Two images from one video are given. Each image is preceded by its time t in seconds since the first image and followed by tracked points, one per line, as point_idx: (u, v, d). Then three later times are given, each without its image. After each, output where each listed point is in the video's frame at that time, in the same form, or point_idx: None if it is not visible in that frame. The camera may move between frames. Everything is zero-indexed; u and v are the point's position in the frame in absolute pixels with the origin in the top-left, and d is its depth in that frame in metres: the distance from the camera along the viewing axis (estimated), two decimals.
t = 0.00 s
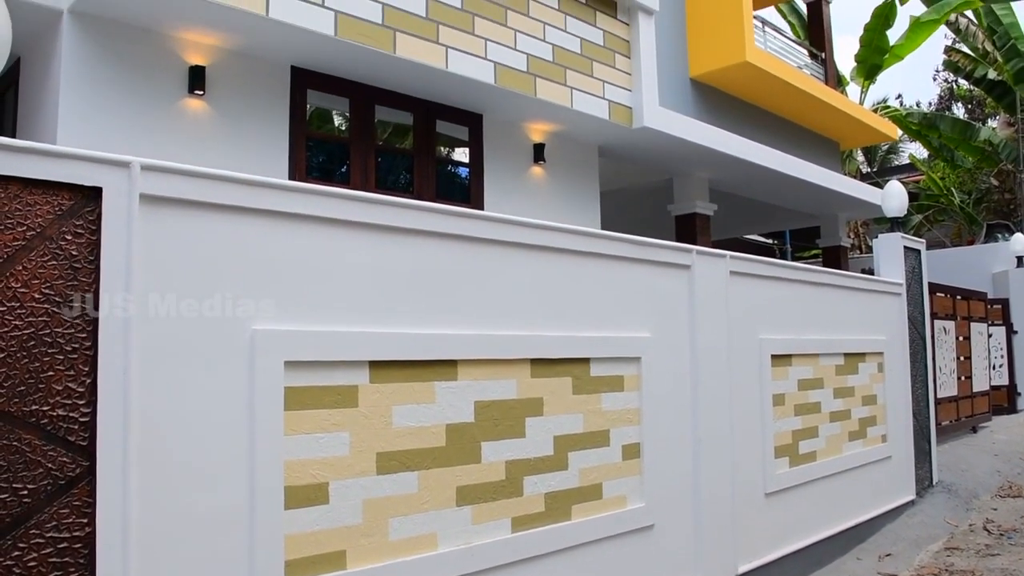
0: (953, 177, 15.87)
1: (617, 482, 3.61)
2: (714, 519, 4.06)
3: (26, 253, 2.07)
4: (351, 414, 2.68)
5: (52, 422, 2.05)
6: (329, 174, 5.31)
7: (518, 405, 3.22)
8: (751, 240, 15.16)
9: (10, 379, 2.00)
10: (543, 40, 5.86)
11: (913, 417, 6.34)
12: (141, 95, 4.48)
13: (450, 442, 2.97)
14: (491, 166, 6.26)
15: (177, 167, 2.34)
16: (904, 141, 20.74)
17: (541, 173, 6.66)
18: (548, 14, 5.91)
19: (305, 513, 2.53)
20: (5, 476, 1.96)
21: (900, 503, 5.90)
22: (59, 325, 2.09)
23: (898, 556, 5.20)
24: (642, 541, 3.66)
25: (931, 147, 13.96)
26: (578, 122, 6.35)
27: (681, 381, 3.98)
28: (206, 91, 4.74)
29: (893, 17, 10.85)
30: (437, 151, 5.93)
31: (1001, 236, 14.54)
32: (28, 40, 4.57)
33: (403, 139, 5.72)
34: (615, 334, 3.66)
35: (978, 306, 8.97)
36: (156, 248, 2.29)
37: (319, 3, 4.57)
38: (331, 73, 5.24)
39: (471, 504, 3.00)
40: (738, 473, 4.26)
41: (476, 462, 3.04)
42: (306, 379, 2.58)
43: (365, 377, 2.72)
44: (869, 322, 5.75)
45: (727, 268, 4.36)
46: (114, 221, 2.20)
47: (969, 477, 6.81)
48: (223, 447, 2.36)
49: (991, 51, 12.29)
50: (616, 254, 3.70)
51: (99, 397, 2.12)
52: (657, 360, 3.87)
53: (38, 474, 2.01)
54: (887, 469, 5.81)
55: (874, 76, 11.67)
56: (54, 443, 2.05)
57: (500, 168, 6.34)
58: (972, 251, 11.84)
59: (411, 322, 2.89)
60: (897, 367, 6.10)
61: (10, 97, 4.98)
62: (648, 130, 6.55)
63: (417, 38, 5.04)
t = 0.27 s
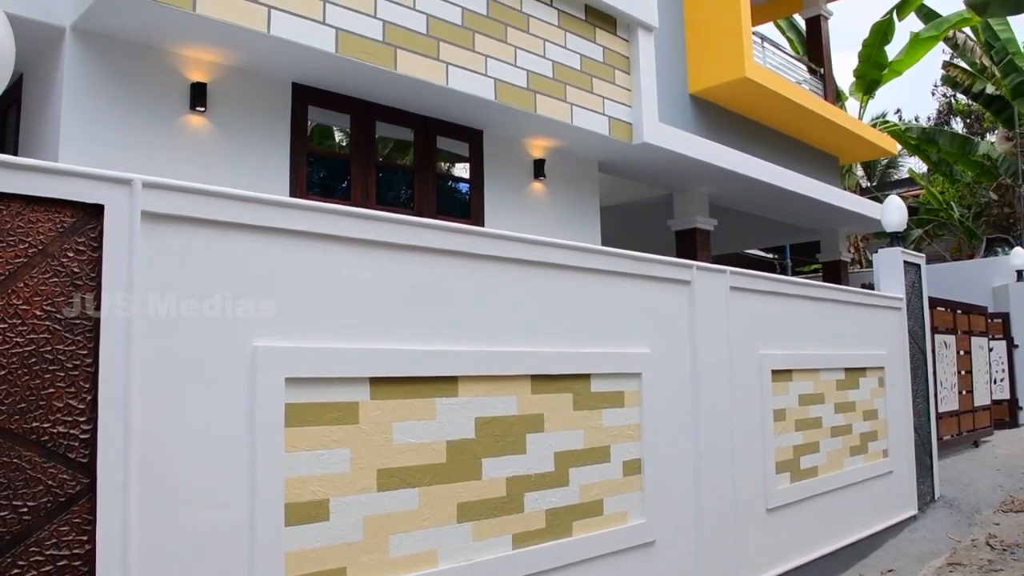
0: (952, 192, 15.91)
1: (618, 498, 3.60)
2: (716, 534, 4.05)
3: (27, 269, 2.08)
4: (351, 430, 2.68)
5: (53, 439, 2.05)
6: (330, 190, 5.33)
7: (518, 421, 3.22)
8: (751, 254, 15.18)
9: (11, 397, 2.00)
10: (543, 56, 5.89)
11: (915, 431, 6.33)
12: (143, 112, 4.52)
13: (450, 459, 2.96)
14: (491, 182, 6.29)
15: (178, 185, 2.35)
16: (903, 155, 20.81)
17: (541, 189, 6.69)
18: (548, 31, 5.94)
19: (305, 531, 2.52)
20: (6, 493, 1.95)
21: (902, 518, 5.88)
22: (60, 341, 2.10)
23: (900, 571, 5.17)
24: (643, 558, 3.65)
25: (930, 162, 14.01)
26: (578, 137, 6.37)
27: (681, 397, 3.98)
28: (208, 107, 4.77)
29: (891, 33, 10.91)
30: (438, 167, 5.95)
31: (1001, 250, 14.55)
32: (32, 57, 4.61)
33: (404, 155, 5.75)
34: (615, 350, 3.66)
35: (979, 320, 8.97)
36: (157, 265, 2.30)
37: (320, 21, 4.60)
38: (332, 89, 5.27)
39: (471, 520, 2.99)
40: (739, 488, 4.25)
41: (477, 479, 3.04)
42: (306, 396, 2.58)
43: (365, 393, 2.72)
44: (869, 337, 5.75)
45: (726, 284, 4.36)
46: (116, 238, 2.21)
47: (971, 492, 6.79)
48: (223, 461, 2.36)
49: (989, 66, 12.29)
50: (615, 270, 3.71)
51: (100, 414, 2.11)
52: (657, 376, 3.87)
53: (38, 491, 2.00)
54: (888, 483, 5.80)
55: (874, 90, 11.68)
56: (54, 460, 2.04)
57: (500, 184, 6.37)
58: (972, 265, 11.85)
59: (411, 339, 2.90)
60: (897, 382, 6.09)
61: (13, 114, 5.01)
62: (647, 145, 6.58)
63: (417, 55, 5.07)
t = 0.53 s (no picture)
0: (952, 208, 15.94)
1: (619, 517, 3.58)
2: (717, 552, 4.03)
3: (29, 289, 2.08)
4: (351, 450, 2.68)
5: (53, 459, 2.05)
6: (331, 208, 5.35)
7: (519, 441, 3.22)
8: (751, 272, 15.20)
9: (11, 417, 2.00)
10: (543, 75, 5.94)
11: (916, 449, 6.31)
12: (144, 132, 4.55)
13: (450, 478, 2.96)
14: (491, 200, 6.32)
15: (180, 205, 2.36)
16: (902, 172, 20.88)
17: (541, 208, 6.71)
18: (547, 50, 5.99)
19: (305, 551, 2.51)
20: (5, 514, 1.94)
21: (904, 536, 5.85)
22: (61, 361, 2.10)
23: None
24: None
25: (929, 179, 14.06)
26: (577, 155, 6.41)
27: (682, 415, 3.98)
28: (209, 127, 4.81)
29: (888, 51, 10.99)
30: (438, 185, 5.98)
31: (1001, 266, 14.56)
32: (35, 78, 4.65)
33: (404, 173, 5.78)
34: (615, 369, 3.67)
35: (979, 336, 8.96)
36: (158, 285, 2.31)
37: (321, 41, 4.64)
38: (333, 109, 5.30)
39: (472, 540, 2.98)
40: (740, 505, 4.23)
41: (477, 498, 3.03)
42: (306, 415, 2.58)
43: (366, 412, 2.72)
44: (869, 354, 5.75)
45: (726, 302, 4.37)
46: (117, 258, 2.22)
47: (974, 509, 6.76)
48: (223, 474, 2.36)
49: (987, 83, 12.41)
50: (616, 289, 3.71)
51: (100, 433, 2.12)
52: (657, 394, 3.87)
53: (37, 512, 2.00)
54: (890, 501, 5.77)
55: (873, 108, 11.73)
56: (54, 480, 2.04)
57: (500, 203, 6.39)
58: (972, 281, 11.86)
59: (411, 358, 2.90)
60: (898, 399, 6.08)
61: (16, 133, 5.05)
62: (647, 163, 6.61)
63: (417, 74, 5.11)
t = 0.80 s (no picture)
0: (950, 227, 15.95)
1: (619, 538, 3.57)
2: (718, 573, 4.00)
3: (30, 311, 2.09)
4: (352, 472, 2.68)
5: (53, 481, 2.04)
6: (331, 229, 5.38)
7: (519, 462, 3.21)
8: (750, 291, 15.22)
9: (11, 439, 2.00)
10: (543, 96, 5.99)
11: (918, 468, 6.29)
12: (145, 153, 4.58)
13: (451, 500, 2.95)
14: (490, 221, 6.35)
15: (182, 227, 2.38)
16: (901, 191, 20.95)
17: (541, 228, 6.74)
18: (547, 72, 6.04)
19: (304, 574, 2.50)
20: (4, 537, 1.93)
21: (907, 557, 5.82)
22: (62, 383, 2.10)
23: None
24: None
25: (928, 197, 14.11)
26: (577, 176, 6.44)
27: (682, 436, 3.98)
28: (210, 148, 4.85)
29: (885, 70, 11.08)
30: (438, 206, 6.01)
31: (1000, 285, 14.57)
32: (38, 100, 4.69)
33: (405, 194, 5.80)
34: (615, 389, 3.67)
35: (979, 355, 8.95)
36: (159, 307, 2.32)
37: (321, 63, 4.68)
38: (333, 130, 5.34)
39: (472, 563, 2.97)
40: (741, 525, 4.22)
41: (477, 520, 3.02)
42: (306, 437, 2.58)
43: (367, 434, 2.72)
44: (870, 374, 5.75)
45: (726, 322, 4.38)
46: (118, 279, 2.23)
47: (977, 529, 6.72)
48: (223, 482, 2.36)
49: (984, 102, 12.49)
50: (616, 309, 3.72)
51: (100, 455, 2.12)
52: (657, 414, 3.86)
53: (37, 534, 1.99)
54: (892, 521, 5.75)
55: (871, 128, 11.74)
56: (54, 502, 2.04)
57: (499, 223, 6.42)
58: (972, 299, 11.86)
59: (412, 379, 2.91)
60: (899, 418, 6.07)
61: (17, 155, 5.08)
62: (646, 183, 6.65)
63: (417, 96, 5.15)
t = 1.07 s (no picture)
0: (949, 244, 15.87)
1: (620, 558, 3.56)
2: None
3: (31, 332, 2.10)
4: (352, 493, 2.67)
5: (53, 503, 2.04)
6: (331, 249, 5.39)
7: (520, 482, 3.21)
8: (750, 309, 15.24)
9: (11, 461, 1.99)
10: (542, 117, 6.03)
11: (919, 486, 6.26)
12: (147, 174, 4.61)
13: (451, 520, 2.94)
14: (490, 240, 6.38)
15: (182, 247, 2.40)
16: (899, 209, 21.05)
17: (541, 248, 6.77)
18: (546, 92, 6.09)
19: None
20: (3, 559, 1.92)
21: None
22: (62, 405, 2.11)
23: None
24: None
25: (926, 215, 14.16)
26: (576, 195, 6.47)
27: (683, 455, 3.97)
28: (211, 169, 4.88)
29: (882, 89, 11.17)
30: (438, 226, 6.03)
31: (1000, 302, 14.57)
32: (41, 122, 4.73)
33: (404, 214, 5.83)
34: (616, 409, 3.67)
35: (980, 372, 8.94)
36: (159, 327, 2.33)
37: (322, 84, 4.72)
38: (333, 150, 5.37)
39: None
40: (742, 544, 4.20)
41: (478, 541, 3.01)
42: (306, 459, 2.58)
43: (367, 455, 2.72)
44: (870, 392, 5.74)
45: (726, 341, 4.39)
46: (119, 300, 2.24)
47: (980, 547, 6.69)
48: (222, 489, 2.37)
49: (981, 121, 12.57)
50: (615, 329, 3.73)
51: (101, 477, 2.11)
52: (657, 433, 3.86)
53: (36, 556, 1.98)
54: (894, 541, 5.72)
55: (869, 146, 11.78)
56: (53, 524, 2.03)
57: (499, 243, 6.45)
58: (971, 317, 11.86)
59: (411, 400, 2.91)
60: (900, 437, 6.06)
61: (19, 176, 5.11)
62: (646, 202, 6.68)
63: (417, 116, 5.19)
